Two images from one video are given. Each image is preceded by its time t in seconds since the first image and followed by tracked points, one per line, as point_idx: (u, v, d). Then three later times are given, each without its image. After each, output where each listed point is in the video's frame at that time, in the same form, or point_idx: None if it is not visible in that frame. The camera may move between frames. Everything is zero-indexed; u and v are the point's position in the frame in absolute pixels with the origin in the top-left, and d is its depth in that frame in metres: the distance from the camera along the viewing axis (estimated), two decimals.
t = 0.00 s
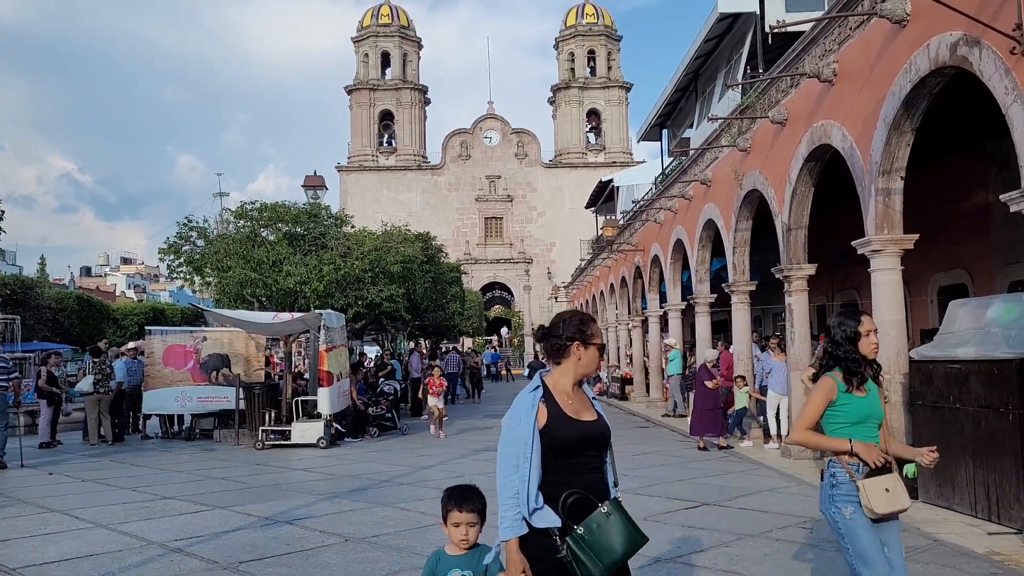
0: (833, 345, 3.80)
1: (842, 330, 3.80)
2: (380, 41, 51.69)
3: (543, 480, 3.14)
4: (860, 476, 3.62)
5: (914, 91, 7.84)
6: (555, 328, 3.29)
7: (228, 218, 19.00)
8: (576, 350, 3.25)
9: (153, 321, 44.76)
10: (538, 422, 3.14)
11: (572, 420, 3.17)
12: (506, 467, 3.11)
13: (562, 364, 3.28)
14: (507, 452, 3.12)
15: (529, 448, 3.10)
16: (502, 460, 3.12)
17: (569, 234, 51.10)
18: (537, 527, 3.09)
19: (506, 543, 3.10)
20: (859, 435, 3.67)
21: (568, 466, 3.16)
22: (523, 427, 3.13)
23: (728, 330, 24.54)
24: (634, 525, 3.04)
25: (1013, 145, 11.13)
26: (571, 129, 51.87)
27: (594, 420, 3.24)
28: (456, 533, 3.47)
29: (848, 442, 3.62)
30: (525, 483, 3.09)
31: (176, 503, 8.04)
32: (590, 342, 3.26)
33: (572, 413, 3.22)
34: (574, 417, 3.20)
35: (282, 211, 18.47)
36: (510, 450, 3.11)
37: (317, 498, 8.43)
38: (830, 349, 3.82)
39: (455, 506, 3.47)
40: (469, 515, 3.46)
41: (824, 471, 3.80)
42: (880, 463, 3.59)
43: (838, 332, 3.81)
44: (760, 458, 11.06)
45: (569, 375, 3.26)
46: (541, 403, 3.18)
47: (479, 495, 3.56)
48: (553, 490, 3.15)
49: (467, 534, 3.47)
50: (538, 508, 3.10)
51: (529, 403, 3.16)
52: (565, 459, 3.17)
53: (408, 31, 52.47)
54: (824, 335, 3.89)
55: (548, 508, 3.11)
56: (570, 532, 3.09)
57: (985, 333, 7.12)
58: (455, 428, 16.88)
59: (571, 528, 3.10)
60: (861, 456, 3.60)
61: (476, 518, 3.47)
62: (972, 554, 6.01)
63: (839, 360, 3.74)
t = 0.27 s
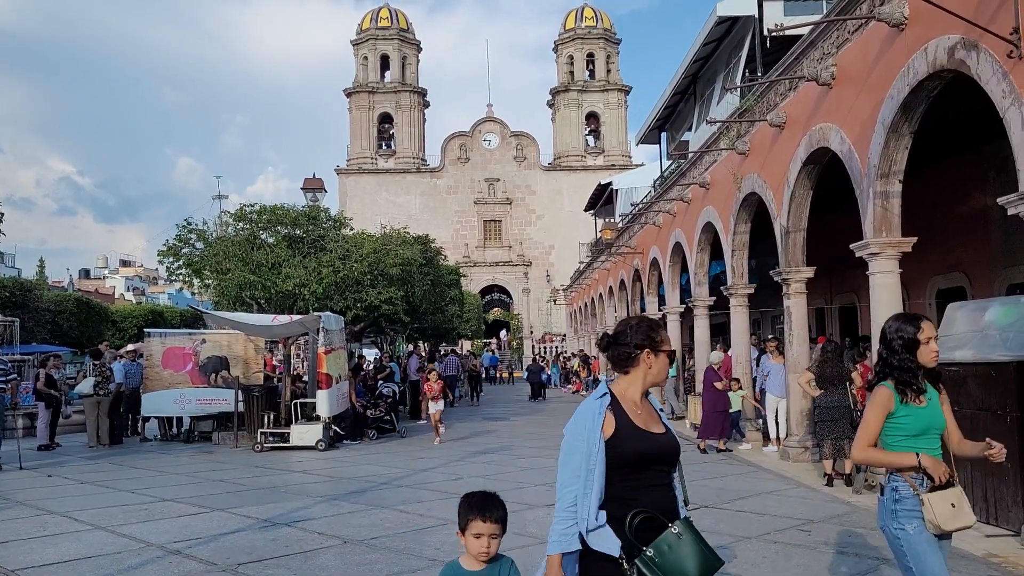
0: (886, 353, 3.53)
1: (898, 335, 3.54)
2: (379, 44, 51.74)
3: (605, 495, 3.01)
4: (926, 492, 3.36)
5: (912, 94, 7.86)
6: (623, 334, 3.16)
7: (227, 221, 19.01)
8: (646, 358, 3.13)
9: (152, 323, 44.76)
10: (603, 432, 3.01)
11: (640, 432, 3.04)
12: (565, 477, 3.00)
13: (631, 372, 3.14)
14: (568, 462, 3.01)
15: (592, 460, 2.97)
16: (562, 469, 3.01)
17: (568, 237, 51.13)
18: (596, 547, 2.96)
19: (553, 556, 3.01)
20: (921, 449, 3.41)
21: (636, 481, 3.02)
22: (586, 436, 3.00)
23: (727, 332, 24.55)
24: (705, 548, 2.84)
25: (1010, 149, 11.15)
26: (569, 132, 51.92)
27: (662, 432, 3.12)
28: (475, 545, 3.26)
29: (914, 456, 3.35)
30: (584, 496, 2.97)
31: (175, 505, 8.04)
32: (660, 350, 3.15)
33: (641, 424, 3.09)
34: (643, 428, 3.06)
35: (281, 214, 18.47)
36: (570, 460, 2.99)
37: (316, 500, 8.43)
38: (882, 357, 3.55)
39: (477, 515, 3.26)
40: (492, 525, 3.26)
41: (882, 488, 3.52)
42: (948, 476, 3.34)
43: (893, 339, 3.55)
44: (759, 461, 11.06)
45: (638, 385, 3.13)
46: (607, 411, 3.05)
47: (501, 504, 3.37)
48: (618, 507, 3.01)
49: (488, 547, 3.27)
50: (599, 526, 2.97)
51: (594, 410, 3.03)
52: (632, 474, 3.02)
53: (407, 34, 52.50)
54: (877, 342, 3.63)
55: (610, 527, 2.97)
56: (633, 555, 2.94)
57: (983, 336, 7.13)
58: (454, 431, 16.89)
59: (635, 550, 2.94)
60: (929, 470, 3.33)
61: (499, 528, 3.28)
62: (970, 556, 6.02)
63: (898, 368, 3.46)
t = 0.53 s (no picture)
0: (949, 357, 3.18)
1: (959, 335, 3.18)
2: (379, 45, 51.73)
3: (679, 497, 2.90)
4: (1008, 500, 3.10)
5: (912, 96, 7.87)
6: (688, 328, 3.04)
7: (227, 222, 19.00)
8: (716, 353, 2.99)
9: (152, 325, 44.74)
10: (671, 432, 2.89)
11: (711, 430, 2.92)
12: (632, 479, 2.91)
13: (699, 367, 3.02)
14: (634, 463, 2.91)
15: (661, 460, 2.87)
16: (627, 470, 2.92)
17: (568, 238, 51.13)
18: (673, 551, 2.86)
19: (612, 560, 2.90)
20: (999, 457, 3.13)
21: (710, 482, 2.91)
22: (653, 435, 2.89)
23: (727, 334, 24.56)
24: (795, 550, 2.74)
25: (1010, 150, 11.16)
26: (569, 133, 51.92)
27: (735, 429, 2.98)
28: (494, 554, 3.03)
29: (998, 471, 3.07)
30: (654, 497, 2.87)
31: (175, 506, 8.04)
32: (731, 343, 3.00)
33: (713, 421, 2.96)
34: (714, 425, 2.94)
35: (281, 215, 18.46)
36: (637, 461, 2.90)
37: (316, 501, 8.44)
38: (943, 361, 3.20)
39: (492, 521, 3.04)
40: (511, 532, 3.03)
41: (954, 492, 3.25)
42: None
43: (953, 338, 3.20)
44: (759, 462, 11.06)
45: (708, 381, 3.00)
46: (676, 408, 2.92)
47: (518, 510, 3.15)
48: (695, 509, 2.90)
49: (508, 555, 3.04)
50: (675, 529, 2.86)
51: (662, 408, 2.91)
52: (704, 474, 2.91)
53: (408, 36, 52.47)
54: (934, 342, 3.26)
55: (688, 529, 2.86)
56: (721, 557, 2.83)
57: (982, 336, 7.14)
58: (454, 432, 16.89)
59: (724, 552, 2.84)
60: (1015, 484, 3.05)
61: (519, 535, 3.05)
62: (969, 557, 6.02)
63: (964, 376, 3.11)
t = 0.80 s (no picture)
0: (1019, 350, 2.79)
1: None
2: (379, 46, 51.73)
3: (780, 513, 2.59)
4: None
5: (912, 95, 7.86)
6: (772, 330, 2.74)
7: (227, 223, 19.00)
8: (805, 353, 2.70)
9: (152, 326, 44.77)
10: (766, 444, 2.58)
11: (811, 438, 2.60)
12: (722, 497, 2.59)
13: (789, 372, 2.72)
14: (722, 477, 2.61)
15: (756, 474, 2.57)
16: (715, 486, 2.61)
17: (568, 239, 51.12)
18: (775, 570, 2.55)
19: None
20: None
21: (812, 494, 2.59)
22: (745, 447, 2.59)
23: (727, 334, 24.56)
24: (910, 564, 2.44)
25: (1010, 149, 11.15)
26: (569, 134, 51.91)
27: (835, 436, 2.67)
28: None
29: None
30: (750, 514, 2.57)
31: (175, 507, 8.03)
32: (821, 341, 2.70)
33: (810, 428, 2.65)
34: (812, 433, 2.62)
35: (281, 216, 18.44)
36: (727, 475, 2.60)
37: (316, 502, 8.43)
38: (1012, 354, 2.81)
39: (542, 553, 2.50)
40: (564, 565, 2.49)
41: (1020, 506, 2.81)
42: None
43: None
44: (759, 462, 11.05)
45: (801, 385, 2.71)
46: (770, 417, 2.62)
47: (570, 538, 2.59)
48: (797, 524, 2.59)
49: None
50: (778, 548, 2.55)
51: (754, 417, 2.61)
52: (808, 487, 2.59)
53: (407, 36, 52.46)
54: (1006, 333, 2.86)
55: (792, 546, 2.55)
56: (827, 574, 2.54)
57: (983, 336, 7.13)
58: (454, 433, 16.88)
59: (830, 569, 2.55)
60: None
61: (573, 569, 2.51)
62: (970, 557, 6.02)
63: None
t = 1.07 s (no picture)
0: None
1: None
2: (378, 45, 51.72)
3: (882, 515, 2.41)
4: None
5: (912, 93, 7.86)
6: (877, 317, 2.57)
7: (227, 223, 19.00)
8: (915, 343, 2.51)
9: (152, 326, 44.79)
10: (874, 439, 2.39)
11: (924, 435, 2.40)
12: (820, 492, 2.43)
13: (896, 365, 2.55)
14: (823, 467, 2.44)
15: (861, 470, 2.39)
16: (813, 478, 2.45)
17: (568, 238, 51.12)
18: None
19: None
20: None
21: (917, 499, 2.39)
22: (851, 439, 2.41)
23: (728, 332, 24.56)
24: None
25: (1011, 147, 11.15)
26: (570, 133, 51.91)
27: (949, 437, 2.46)
28: None
29: None
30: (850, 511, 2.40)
31: (177, 507, 8.04)
32: (930, 330, 2.52)
33: (922, 425, 2.46)
34: (926, 431, 2.43)
35: (281, 215, 18.46)
36: (828, 468, 2.43)
37: (318, 501, 8.44)
38: None
39: (621, 562, 2.47)
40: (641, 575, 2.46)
41: None
42: None
43: None
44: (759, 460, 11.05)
45: (910, 379, 2.53)
46: (880, 410, 2.42)
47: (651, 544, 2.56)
48: (901, 529, 2.39)
49: None
50: (877, 554, 2.38)
51: (864, 409, 2.42)
52: (918, 488, 2.40)
53: (407, 36, 52.43)
54: None
55: (889, 554, 2.38)
56: None
57: (984, 333, 7.13)
58: (455, 432, 16.88)
59: None
60: None
61: None
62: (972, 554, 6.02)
63: None
